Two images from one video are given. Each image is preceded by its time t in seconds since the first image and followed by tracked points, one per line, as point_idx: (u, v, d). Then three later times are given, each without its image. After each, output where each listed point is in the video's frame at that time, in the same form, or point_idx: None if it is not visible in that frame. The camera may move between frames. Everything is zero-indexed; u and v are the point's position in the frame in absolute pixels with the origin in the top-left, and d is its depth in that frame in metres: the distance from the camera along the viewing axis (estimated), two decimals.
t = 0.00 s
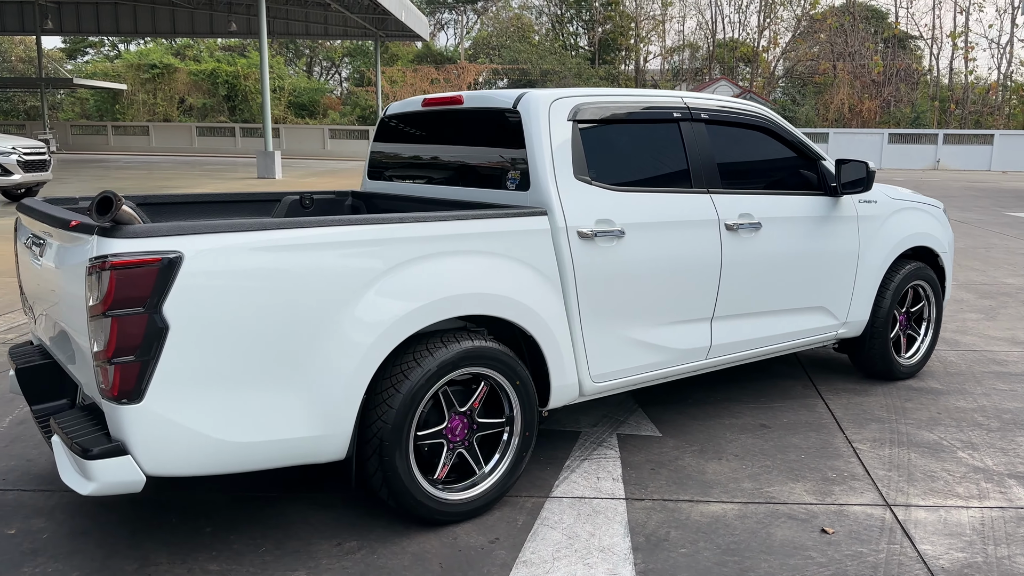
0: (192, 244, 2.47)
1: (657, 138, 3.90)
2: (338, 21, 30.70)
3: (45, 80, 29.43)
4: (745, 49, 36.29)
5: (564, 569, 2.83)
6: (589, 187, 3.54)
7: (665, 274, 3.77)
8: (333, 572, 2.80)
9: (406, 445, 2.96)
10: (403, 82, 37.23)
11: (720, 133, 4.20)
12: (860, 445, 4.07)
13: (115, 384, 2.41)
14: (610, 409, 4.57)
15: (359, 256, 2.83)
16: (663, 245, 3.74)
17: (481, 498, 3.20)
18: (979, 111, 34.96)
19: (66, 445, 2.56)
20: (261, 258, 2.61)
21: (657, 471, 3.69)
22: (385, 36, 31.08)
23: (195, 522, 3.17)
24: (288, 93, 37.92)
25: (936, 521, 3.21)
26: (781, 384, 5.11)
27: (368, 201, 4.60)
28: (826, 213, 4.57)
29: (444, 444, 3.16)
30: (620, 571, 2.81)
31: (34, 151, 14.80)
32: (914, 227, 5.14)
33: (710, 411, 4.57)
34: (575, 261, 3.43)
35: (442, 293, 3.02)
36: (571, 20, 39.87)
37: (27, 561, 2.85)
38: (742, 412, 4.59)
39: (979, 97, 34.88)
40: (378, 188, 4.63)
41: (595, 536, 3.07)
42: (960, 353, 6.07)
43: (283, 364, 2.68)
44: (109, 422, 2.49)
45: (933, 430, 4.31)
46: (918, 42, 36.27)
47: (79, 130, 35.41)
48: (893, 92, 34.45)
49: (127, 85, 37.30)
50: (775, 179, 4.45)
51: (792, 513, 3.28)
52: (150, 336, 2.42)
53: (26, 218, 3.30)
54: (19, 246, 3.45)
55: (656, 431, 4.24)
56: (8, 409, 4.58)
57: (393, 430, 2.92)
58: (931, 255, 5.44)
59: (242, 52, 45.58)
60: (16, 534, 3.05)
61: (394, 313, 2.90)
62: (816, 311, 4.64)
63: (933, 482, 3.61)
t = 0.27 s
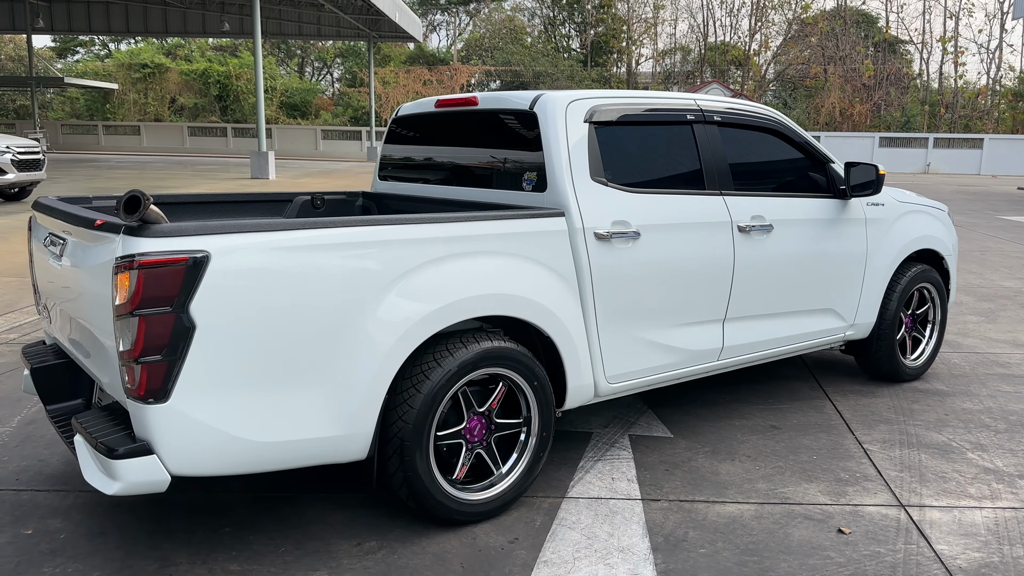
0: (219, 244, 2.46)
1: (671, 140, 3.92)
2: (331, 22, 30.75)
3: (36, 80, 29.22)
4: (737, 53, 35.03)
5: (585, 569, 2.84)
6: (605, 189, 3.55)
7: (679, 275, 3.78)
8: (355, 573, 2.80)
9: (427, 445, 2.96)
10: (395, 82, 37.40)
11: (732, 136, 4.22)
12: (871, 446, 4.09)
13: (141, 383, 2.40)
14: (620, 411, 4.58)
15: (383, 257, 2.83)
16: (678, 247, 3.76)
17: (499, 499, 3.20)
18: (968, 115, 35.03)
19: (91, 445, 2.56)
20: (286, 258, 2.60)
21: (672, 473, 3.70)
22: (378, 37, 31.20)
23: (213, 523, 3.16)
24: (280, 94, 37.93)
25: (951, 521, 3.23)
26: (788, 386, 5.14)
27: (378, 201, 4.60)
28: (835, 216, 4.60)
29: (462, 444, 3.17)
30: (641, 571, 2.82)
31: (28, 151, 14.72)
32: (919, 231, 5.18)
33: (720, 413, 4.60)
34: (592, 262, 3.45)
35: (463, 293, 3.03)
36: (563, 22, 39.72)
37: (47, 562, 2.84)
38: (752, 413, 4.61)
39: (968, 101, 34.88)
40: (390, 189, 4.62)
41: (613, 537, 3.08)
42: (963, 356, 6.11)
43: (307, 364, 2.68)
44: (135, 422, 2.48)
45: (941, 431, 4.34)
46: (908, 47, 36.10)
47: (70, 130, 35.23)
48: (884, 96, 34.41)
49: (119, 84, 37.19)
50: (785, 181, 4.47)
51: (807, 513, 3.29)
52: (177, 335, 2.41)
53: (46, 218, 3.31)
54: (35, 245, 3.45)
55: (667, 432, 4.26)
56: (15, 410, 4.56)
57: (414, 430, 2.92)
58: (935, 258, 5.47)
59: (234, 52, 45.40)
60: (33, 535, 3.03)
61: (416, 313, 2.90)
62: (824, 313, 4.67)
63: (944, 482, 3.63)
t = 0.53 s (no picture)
0: (248, 243, 2.48)
1: (683, 143, 3.96)
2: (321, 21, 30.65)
3: (22, 78, 28.90)
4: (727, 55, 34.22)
5: (605, 566, 2.87)
6: (619, 190, 3.59)
7: (690, 276, 3.83)
8: (376, 570, 2.83)
9: (446, 444, 2.99)
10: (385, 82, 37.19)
11: (741, 139, 4.26)
12: (877, 445, 4.15)
13: (170, 382, 2.42)
14: (628, 411, 4.62)
15: (405, 257, 2.85)
16: (689, 249, 3.80)
17: (516, 497, 3.23)
18: (953, 119, 34.80)
19: (115, 442, 2.57)
20: (312, 257, 2.62)
21: (683, 472, 3.74)
22: (368, 37, 31.17)
23: (231, 522, 3.17)
24: (269, 93, 37.90)
25: (959, 518, 3.28)
26: (792, 386, 5.19)
27: (388, 201, 4.63)
28: (840, 218, 4.66)
29: (479, 443, 3.20)
30: (660, 568, 2.86)
31: (19, 149, 14.61)
32: (921, 233, 5.25)
33: (726, 413, 4.64)
34: (607, 263, 3.48)
35: (482, 293, 3.06)
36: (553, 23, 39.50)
37: (68, 560, 2.84)
38: (757, 413, 4.66)
39: (954, 105, 34.91)
40: (399, 190, 4.65)
41: (630, 534, 3.11)
42: (961, 356, 6.18)
43: (331, 363, 2.70)
44: (162, 421, 2.49)
45: (944, 430, 4.39)
46: (895, 51, 36.03)
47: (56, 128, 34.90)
48: (871, 100, 34.44)
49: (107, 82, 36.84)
50: (791, 184, 4.52)
51: (819, 511, 3.34)
52: (206, 333, 2.43)
53: (64, 218, 3.32)
54: (52, 244, 3.47)
55: (676, 432, 4.30)
56: (22, 410, 4.54)
57: (434, 429, 2.95)
58: (936, 260, 5.54)
59: (222, 51, 45.14)
60: (52, 533, 3.03)
61: (437, 313, 2.93)
62: (829, 314, 4.73)
63: (951, 481, 3.68)
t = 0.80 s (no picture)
0: (268, 241, 2.50)
1: (688, 143, 4.01)
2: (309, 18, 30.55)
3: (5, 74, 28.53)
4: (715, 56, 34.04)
5: (616, 560, 2.91)
6: (628, 190, 3.63)
7: (695, 275, 3.87)
8: (391, 565, 2.85)
9: (460, 440, 3.02)
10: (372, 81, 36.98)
11: (745, 140, 4.31)
12: (877, 442, 4.21)
13: (192, 378, 2.44)
14: (631, 408, 4.66)
15: (420, 254, 2.87)
16: (694, 248, 3.85)
17: (527, 493, 3.26)
18: (937, 121, 34.83)
19: (132, 437, 2.58)
20: (330, 254, 2.64)
21: (689, 468, 3.79)
22: (355, 35, 31.11)
23: (244, 518, 3.17)
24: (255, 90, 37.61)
25: (960, 513, 3.34)
26: (791, 384, 5.25)
27: (394, 202, 4.66)
28: (839, 218, 4.73)
29: (490, 439, 3.22)
30: (671, 562, 2.90)
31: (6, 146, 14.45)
32: (917, 233, 5.33)
33: (728, 410, 4.70)
34: (615, 262, 3.52)
35: (494, 292, 3.09)
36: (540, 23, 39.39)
37: (82, 556, 2.84)
38: (759, 411, 4.72)
39: (937, 107, 35.03)
40: (405, 189, 4.68)
41: (639, 530, 3.15)
42: (955, 355, 6.27)
43: (348, 360, 2.72)
44: (181, 418, 2.51)
45: (942, 427, 4.47)
46: (879, 54, 36.10)
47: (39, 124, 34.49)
48: (856, 101, 34.60)
49: (90, 79, 36.48)
50: (792, 185, 4.58)
51: (824, 507, 3.39)
52: (228, 330, 2.45)
53: (78, 216, 3.33)
54: (64, 242, 3.48)
55: (679, 429, 4.36)
56: (24, 407, 4.52)
57: (447, 425, 2.97)
58: (932, 260, 5.63)
59: (207, 49, 44.82)
60: (64, 530, 3.03)
61: (450, 310, 2.95)
62: (828, 313, 4.79)
63: (951, 477, 3.75)
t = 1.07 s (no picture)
0: (280, 237, 2.49)
1: (689, 142, 4.03)
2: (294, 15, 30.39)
3: None
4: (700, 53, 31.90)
5: (624, 555, 2.93)
6: (631, 188, 3.65)
7: (696, 272, 3.89)
8: (400, 561, 2.85)
9: (467, 436, 3.02)
10: (358, 79, 36.55)
11: (744, 139, 4.34)
12: (874, 439, 4.26)
13: (203, 374, 2.43)
14: (630, 406, 4.68)
15: (429, 251, 2.87)
16: (696, 246, 3.87)
17: (532, 490, 3.27)
18: (921, 122, 34.60)
19: (141, 433, 2.57)
20: (341, 250, 2.63)
21: (690, 464, 3.81)
22: (341, 33, 31.02)
23: (250, 515, 3.17)
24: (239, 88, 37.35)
25: (959, 508, 3.38)
26: (787, 382, 5.30)
27: (395, 199, 4.65)
28: (836, 217, 4.77)
29: (496, 436, 3.23)
30: (677, 557, 2.92)
31: None
32: (911, 233, 5.38)
33: (726, 407, 4.73)
34: (619, 259, 3.53)
35: (502, 289, 3.10)
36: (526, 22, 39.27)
37: (88, 553, 2.83)
38: (756, 408, 4.75)
39: (920, 108, 35.02)
40: (405, 185, 4.68)
41: (644, 525, 3.17)
42: (947, 354, 6.34)
43: (357, 357, 2.71)
44: (192, 414, 2.50)
45: (937, 424, 4.52)
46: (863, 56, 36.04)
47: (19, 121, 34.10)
48: (840, 102, 34.28)
49: (72, 75, 36.10)
50: (790, 183, 4.62)
51: (826, 502, 3.42)
52: (239, 325, 2.44)
53: (82, 211, 3.30)
54: (66, 238, 3.46)
55: (679, 426, 4.38)
56: (20, 405, 4.48)
57: (455, 422, 2.98)
58: (925, 259, 5.69)
59: (190, 45, 44.38)
60: (68, 528, 3.01)
61: (458, 307, 2.96)
62: (825, 312, 4.83)
63: (949, 473, 3.80)
